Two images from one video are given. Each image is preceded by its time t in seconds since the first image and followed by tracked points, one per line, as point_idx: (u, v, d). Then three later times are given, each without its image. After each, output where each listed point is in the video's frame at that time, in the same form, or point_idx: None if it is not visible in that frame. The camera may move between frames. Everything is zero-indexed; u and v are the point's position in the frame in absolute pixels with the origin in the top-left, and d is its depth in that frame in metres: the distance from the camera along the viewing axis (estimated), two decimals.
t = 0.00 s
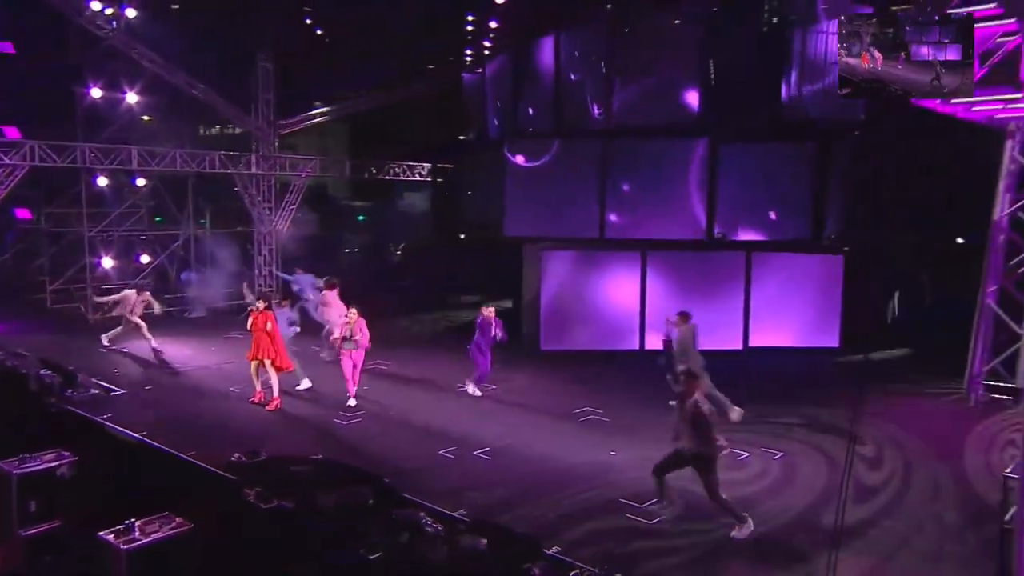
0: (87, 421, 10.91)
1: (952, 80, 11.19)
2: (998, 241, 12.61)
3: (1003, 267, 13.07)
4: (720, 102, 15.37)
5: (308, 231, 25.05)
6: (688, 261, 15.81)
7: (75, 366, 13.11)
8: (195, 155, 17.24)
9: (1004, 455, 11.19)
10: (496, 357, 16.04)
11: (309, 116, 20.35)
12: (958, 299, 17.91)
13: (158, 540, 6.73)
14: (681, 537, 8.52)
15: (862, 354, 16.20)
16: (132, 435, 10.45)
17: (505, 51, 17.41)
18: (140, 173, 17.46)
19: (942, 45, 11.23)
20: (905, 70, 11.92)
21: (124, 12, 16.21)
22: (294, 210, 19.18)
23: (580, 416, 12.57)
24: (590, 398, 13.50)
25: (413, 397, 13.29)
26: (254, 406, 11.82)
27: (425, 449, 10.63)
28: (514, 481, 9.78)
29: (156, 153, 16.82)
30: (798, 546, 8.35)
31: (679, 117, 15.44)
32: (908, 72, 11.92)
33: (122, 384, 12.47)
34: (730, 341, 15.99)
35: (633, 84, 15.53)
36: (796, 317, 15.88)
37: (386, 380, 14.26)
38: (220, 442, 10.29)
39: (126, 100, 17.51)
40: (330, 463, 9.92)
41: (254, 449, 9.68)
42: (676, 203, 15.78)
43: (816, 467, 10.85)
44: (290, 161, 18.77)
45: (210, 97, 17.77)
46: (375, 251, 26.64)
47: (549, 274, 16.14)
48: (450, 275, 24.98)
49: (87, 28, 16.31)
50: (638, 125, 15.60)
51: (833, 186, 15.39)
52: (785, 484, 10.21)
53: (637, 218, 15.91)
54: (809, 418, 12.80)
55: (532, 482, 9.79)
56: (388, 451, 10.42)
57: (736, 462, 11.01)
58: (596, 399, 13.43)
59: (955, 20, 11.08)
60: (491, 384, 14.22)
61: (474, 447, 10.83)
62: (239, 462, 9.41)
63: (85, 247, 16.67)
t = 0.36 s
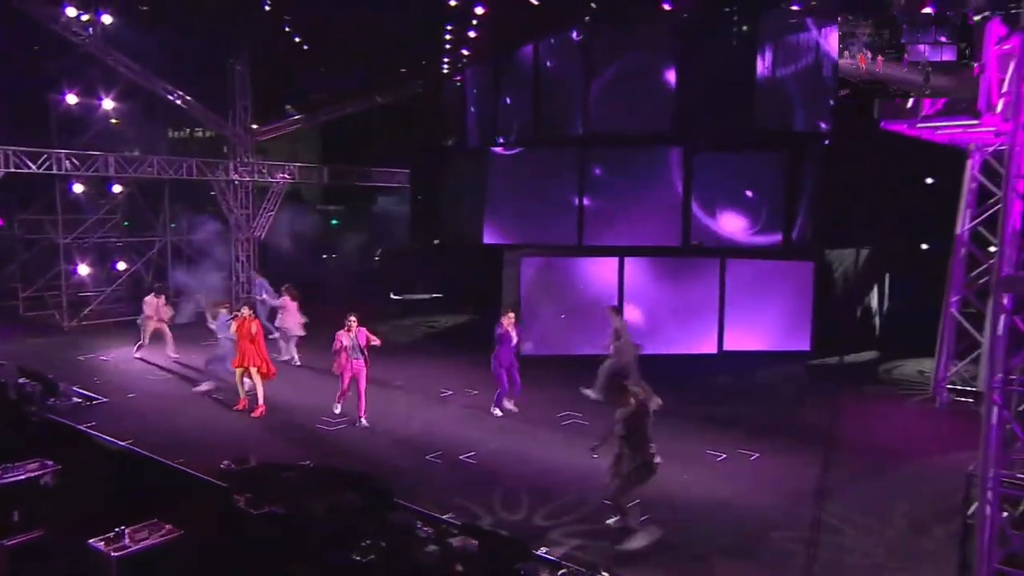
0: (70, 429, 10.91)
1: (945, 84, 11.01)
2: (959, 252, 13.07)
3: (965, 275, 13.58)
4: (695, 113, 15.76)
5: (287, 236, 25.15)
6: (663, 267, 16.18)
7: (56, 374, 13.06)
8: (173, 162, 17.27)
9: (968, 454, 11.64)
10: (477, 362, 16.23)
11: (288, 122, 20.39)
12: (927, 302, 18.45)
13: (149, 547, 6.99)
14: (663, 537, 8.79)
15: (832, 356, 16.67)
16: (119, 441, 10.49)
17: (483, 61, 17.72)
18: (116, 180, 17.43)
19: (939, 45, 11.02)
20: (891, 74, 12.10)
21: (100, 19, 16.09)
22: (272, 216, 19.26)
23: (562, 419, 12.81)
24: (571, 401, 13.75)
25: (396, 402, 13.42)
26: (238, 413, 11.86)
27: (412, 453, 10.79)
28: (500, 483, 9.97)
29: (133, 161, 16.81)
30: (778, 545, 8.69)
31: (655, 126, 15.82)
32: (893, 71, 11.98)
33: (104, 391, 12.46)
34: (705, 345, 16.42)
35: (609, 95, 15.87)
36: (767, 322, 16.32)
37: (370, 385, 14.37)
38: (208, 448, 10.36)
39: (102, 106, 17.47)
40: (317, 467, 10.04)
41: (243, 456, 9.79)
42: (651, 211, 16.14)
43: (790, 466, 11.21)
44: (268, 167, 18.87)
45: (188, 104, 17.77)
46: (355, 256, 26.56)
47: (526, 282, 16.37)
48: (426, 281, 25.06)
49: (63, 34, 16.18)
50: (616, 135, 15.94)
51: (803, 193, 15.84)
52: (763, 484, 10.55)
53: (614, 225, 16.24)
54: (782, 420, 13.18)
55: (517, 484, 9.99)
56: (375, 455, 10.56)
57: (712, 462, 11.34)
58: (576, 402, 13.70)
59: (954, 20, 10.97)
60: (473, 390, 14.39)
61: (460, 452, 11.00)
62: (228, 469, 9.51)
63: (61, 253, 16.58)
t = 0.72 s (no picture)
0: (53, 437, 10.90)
1: (936, 85, 9.37)
2: (924, 263, 13.54)
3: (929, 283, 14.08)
4: (670, 121, 16.11)
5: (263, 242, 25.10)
6: (641, 274, 16.35)
7: (35, 383, 12.99)
8: (151, 169, 17.25)
9: (932, 452, 12.12)
10: (456, 367, 16.40)
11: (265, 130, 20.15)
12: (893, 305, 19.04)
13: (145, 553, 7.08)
14: (646, 537, 9.08)
15: (802, 359, 17.12)
16: (105, 449, 10.52)
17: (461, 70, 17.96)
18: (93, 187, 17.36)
19: (935, 43, 9.06)
20: (890, 76, 9.86)
21: (77, 25, 16.07)
22: (250, 222, 19.27)
23: (544, 422, 13.04)
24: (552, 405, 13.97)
25: (379, 406, 13.55)
26: (222, 419, 11.90)
27: (398, 457, 10.95)
28: (486, 485, 10.17)
29: (110, 167, 16.76)
30: (757, 542, 8.99)
31: (631, 134, 16.16)
32: (893, 71, 9.79)
33: (86, 399, 12.44)
34: (682, 348, 16.61)
35: (585, 103, 16.19)
36: (741, 326, 16.68)
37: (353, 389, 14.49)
38: (195, 454, 10.42)
39: (78, 113, 17.37)
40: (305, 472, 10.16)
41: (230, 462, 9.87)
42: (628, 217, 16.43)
43: (765, 467, 11.54)
44: (246, 174, 18.88)
45: (166, 111, 17.76)
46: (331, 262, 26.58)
47: (507, 287, 16.30)
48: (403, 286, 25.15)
49: (38, 40, 16.09)
50: (593, 143, 16.27)
51: (773, 201, 16.27)
52: (740, 483, 10.88)
53: (591, 230, 16.55)
54: (757, 421, 13.54)
55: (502, 486, 10.20)
56: (361, 459, 10.70)
57: (690, 463, 11.64)
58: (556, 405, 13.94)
59: (951, 18, 9.02)
60: (455, 394, 14.56)
61: (445, 455, 11.18)
62: (216, 475, 9.59)
63: (37, 261, 16.46)
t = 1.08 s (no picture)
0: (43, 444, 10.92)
1: (936, 86, 6.88)
2: (894, 274, 13.98)
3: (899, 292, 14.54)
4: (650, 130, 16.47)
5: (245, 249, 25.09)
6: (622, 279, 16.68)
7: (23, 390, 12.98)
8: (134, 175, 17.24)
9: (903, 450, 12.53)
10: (442, 372, 16.56)
11: (246, 136, 20.08)
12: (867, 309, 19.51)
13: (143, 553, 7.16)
14: (633, 535, 9.34)
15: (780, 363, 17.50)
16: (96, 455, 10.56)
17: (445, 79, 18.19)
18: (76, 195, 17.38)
19: (931, 44, 7.54)
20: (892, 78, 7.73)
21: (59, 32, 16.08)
22: (232, 229, 19.31)
23: (530, 425, 13.25)
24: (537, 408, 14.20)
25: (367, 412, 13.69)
26: (212, 425, 11.99)
27: (388, 460, 11.11)
28: (476, 488, 10.36)
29: (92, 173, 16.74)
30: (740, 540, 9.26)
31: (612, 142, 16.48)
32: (892, 74, 7.69)
33: (75, 407, 12.46)
34: (663, 352, 16.94)
35: (567, 112, 16.48)
36: (720, 330, 17.03)
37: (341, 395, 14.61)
38: (187, 459, 10.50)
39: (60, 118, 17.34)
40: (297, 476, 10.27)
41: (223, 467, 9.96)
42: (609, 224, 16.72)
43: (747, 467, 11.84)
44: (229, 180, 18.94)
45: (149, 118, 17.77)
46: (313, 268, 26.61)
47: (491, 291, 16.68)
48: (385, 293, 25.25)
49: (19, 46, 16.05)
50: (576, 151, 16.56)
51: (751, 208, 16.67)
52: (722, 483, 11.17)
53: (574, 236, 16.78)
54: (738, 422, 13.87)
55: (492, 488, 10.40)
56: (352, 463, 10.85)
57: (674, 464, 11.92)
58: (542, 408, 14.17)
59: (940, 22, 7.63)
60: (442, 399, 14.74)
61: (435, 459, 11.36)
62: (210, 480, 9.68)
63: (18, 267, 16.38)
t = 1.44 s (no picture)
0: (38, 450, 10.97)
1: (936, 87, 6.77)
2: (869, 280, 14.41)
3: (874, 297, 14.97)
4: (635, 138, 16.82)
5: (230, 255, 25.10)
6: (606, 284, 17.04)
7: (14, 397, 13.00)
8: (121, 181, 17.26)
9: (881, 450, 12.91)
10: (430, 376, 16.74)
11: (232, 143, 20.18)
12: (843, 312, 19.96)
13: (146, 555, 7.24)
14: (623, 533, 9.58)
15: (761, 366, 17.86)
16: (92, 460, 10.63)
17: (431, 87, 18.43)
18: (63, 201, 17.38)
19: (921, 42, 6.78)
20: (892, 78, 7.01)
21: (45, 39, 16.21)
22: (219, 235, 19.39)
23: (519, 428, 13.48)
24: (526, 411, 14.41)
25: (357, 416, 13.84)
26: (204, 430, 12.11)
27: (381, 463, 11.28)
28: (469, 488, 10.57)
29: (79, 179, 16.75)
30: (727, 536, 9.54)
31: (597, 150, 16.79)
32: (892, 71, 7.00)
33: (67, 413, 12.50)
34: (648, 355, 17.32)
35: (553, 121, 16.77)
36: (703, 333, 17.40)
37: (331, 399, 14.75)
38: (182, 464, 10.58)
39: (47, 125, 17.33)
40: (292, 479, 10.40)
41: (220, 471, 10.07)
42: (594, 230, 17.05)
43: (732, 467, 12.14)
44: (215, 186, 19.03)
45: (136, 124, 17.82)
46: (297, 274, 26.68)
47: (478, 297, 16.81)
48: (370, 298, 25.37)
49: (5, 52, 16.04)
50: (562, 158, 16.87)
51: (732, 214, 17.05)
52: (709, 482, 11.45)
53: (561, 241, 17.10)
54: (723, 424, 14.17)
55: (485, 489, 10.60)
56: (345, 466, 11.00)
57: (661, 464, 12.19)
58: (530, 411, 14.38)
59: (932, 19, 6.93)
60: (432, 403, 14.91)
61: (428, 461, 11.55)
62: (206, 483, 9.77)
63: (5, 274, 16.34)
